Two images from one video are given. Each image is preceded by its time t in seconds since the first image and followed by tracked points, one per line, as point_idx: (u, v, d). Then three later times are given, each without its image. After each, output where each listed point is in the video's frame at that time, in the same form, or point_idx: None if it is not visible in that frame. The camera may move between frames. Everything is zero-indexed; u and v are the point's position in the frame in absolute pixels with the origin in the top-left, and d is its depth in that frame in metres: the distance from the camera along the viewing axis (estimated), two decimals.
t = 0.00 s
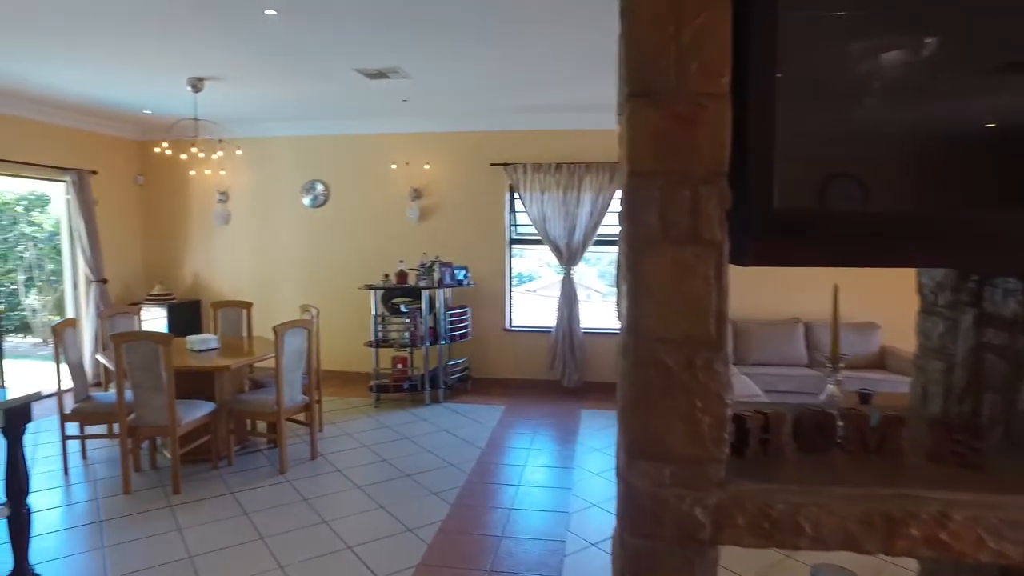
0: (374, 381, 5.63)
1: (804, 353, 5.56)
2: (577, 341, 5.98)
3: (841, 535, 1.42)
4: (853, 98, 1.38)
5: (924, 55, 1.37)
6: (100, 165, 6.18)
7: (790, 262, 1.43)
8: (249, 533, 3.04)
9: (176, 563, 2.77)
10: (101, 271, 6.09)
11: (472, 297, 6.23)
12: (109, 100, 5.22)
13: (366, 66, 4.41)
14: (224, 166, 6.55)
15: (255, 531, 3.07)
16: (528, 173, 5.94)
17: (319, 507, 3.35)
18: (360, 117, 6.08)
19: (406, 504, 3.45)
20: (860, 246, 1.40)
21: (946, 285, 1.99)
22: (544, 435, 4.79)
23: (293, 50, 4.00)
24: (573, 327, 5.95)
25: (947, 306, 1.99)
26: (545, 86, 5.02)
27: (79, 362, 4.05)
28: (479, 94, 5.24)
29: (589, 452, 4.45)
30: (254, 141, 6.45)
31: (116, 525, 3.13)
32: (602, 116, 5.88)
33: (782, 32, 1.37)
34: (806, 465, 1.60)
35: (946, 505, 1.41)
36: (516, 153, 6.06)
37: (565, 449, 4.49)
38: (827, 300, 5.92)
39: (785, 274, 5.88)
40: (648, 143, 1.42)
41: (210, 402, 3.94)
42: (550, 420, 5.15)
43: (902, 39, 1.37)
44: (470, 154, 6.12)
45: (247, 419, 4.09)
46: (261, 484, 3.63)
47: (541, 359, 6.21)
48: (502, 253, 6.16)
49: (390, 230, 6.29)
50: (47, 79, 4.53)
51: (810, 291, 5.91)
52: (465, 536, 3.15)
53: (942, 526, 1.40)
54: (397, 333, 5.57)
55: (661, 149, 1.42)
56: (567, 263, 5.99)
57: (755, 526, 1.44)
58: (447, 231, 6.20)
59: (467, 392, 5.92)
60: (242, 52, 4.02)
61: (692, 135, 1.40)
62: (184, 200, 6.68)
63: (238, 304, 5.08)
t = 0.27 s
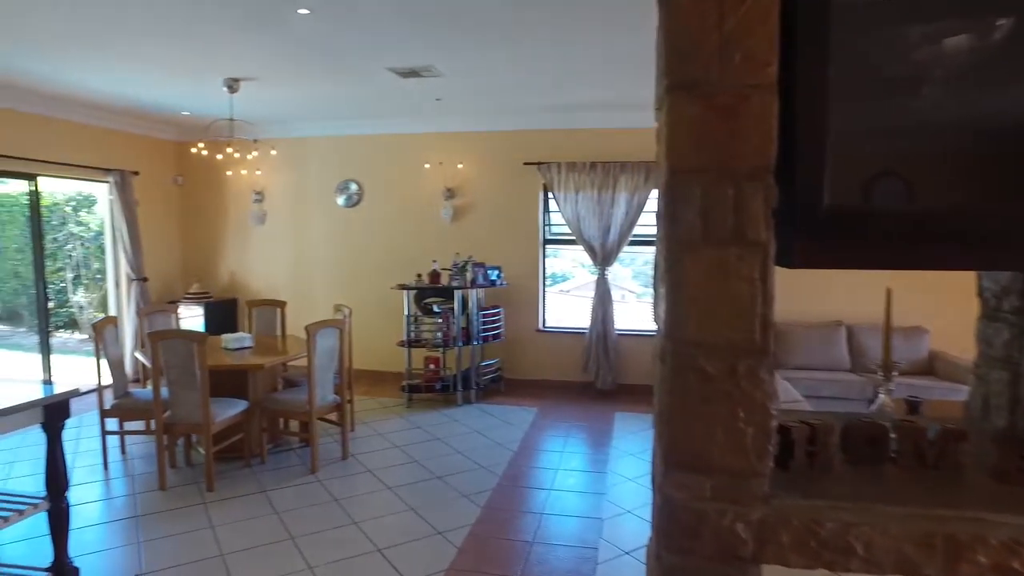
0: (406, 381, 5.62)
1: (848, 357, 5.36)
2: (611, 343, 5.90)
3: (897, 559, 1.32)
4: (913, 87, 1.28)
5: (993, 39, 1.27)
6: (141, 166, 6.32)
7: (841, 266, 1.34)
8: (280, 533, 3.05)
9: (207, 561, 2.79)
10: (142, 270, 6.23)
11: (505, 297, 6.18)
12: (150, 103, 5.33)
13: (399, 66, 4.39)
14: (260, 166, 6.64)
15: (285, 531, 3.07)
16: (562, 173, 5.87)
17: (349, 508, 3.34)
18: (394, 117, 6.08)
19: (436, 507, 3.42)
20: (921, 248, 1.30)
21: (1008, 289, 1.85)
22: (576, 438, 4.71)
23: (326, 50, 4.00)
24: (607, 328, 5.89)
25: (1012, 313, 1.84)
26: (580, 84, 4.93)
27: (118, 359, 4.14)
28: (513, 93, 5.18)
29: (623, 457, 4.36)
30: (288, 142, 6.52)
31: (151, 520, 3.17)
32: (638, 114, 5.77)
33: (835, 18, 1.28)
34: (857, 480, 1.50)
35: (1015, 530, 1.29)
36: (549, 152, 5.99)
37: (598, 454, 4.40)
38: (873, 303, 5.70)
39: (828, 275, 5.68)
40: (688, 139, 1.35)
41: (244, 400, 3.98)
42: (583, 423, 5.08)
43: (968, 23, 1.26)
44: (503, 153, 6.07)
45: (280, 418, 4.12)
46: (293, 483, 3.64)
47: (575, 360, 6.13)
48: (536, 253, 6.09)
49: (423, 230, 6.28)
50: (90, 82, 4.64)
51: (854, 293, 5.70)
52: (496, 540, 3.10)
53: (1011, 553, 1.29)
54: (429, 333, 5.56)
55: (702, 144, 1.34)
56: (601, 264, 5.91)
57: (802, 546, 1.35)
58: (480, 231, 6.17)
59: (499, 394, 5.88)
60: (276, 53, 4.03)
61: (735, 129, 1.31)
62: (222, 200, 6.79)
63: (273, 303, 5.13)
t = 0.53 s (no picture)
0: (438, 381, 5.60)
1: (892, 362, 5.15)
2: (645, 345, 5.80)
3: None
4: (978, 76, 1.19)
5: None
6: (180, 167, 6.46)
7: (893, 269, 1.25)
8: (310, 531, 3.06)
9: (238, 558, 2.81)
10: (181, 268, 6.37)
11: (537, 298, 6.13)
12: (189, 104, 5.44)
13: (431, 65, 4.37)
14: (295, 166, 6.72)
15: (315, 530, 3.08)
16: (596, 172, 5.79)
17: (379, 508, 3.34)
18: (427, 117, 6.09)
19: (466, 508, 3.39)
20: (980, 251, 1.22)
21: None
22: (608, 442, 4.64)
23: (357, 50, 4.01)
24: (642, 329, 5.78)
25: None
26: (615, 81, 4.85)
27: (156, 356, 4.22)
28: (546, 91, 5.12)
29: (656, 461, 4.27)
30: (323, 142, 6.58)
31: (185, 515, 3.22)
32: (674, 111, 5.65)
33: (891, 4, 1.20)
34: (909, 494, 1.40)
35: None
36: (584, 151, 5.92)
37: (631, 458, 4.32)
38: (920, 306, 5.48)
39: (872, 278, 5.47)
40: (730, 131, 1.25)
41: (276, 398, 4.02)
42: (616, 426, 4.99)
43: None
44: (536, 153, 6.02)
45: (312, 417, 4.15)
46: (324, 482, 3.67)
47: (609, 362, 6.05)
48: (569, 253, 6.03)
49: (456, 230, 6.28)
50: (131, 84, 4.75)
51: (900, 296, 5.48)
52: (525, 544, 3.06)
53: None
54: (461, 333, 5.53)
55: (745, 138, 1.25)
56: (636, 264, 5.80)
57: (847, 564, 1.27)
58: (512, 231, 6.13)
59: (531, 395, 5.83)
60: (310, 52, 4.04)
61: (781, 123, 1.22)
62: (258, 200, 6.90)
63: (306, 302, 5.18)
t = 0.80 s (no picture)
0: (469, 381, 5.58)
1: (939, 367, 4.95)
2: (679, 346, 5.69)
3: None
4: None
5: None
6: (217, 167, 6.58)
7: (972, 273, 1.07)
8: (340, 530, 3.06)
9: (269, 555, 2.83)
10: (217, 267, 6.49)
11: (569, 298, 6.06)
12: (227, 105, 5.54)
13: (463, 62, 4.34)
14: (328, 166, 6.79)
15: (345, 528, 3.08)
16: (630, 170, 5.70)
17: (409, 507, 3.33)
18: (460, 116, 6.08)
19: (496, 510, 3.36)
20: None
21: None
22: (641, 444, 4.56)
23: (389, 49, 4.01)
24: (675, 331, 5.68)
25: None
26: (650, 77, 4.75)
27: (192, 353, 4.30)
28: (580, 88, 5.04)
29: (691, 465, 4.18)
30: (356, 141, 6.63)
31: (219, 510, 3.26)
32: (710, 108, 5.54)
33: None
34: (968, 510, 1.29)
35: None
36: (617, 149, 5.83)
37: (664, 461, 4.24)
38: (969, 309, 5.26)
39: (918, 279, 5.27)
40: (771, 123, 1.08)
41: (309, 396, 4.07)
42: (649, 428, 4.91)
43: None
44: (569, 151, 5.96)
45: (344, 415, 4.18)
46: (355, 480, 3.68)
47: (641, 363, 5.95)
48: (602, 253, 5.95)
49: (488, 229, 6.25)
50: (170, 86, 4.85)
51: (948, 297, 5.27)
52: (556, 547, 3.01)
53: None
54: (493, 333, 5.51)
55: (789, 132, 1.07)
56: (670, 265, 5.70)
57: None
58: (544, 230, 6.08)
59: (562, 396, 5.77)
60: (344, 52, 4.05)
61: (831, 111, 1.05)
62: (292, 199, 6.98)
63: (339, 300, 5.22)
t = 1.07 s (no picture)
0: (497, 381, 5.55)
1: (985, 372, 4.75)
2: (711, 348, 5.58)
3: None
4: None
5: None
6: (249, 166, 6.66)
7: None
8: (367, 530, 3.04)
9: (298, 553, 2.82)
10: (249, 265, 6.57)
11: (599, 298, 5.99)
12: (259, 105, 5.60)
13: (493, 60, 4.29)
14: (358, 165, 6.82)
15: (373, 528, 3.07)
16: (661, 168, 5.60)
17: (437, 508, 3.30)
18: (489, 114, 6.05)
19: (525, 512, 3.32)
20: None
21: None
22: (672, 447, 4.46)
23: (419, 47, 3.98)
24: (707, 333, 5.57)
25: None
26: (683, 74, 4.64)
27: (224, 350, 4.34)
28: (611, 85, 4.96)
29: (723, 469, 4.07)
30: (385, 140, 6.65)
31: (249, 508, 3.28)
32: (744, 104, 5.40)
33: None
34: None
35: None
36: (649, 147, 5.74)
37: (695, 465, 4.13)
38: (1017, 311, 5.04)
39: (963, 280, 5.07)
40: (820, 111, 0.95)
41: (338, 394, 4.07)
42: (680, 431, 4.81)
43: None
44: (600, 149, 5.89)
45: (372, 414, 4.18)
46: (383, 479, 3.67)
47: (672, 365, 5.85)
48: (633, 252, 5.86)
49: (517, 228, 6.21)
50: (204, 86, 4.91)
51: (995, 299, 5.06)
52: (584, 552, 2.95)
53: None
54: (521, 333, 5.46)
55: (841, 120, 0.94)
56: (702, 264, 5.59)
57: None
58: (574, 230, 6.01)
59: (591, 397, 5.69)
60: (373, 50, 4.03)
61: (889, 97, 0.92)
62: (322, 198, 7.03)
63: (368, 299, 5.23)
